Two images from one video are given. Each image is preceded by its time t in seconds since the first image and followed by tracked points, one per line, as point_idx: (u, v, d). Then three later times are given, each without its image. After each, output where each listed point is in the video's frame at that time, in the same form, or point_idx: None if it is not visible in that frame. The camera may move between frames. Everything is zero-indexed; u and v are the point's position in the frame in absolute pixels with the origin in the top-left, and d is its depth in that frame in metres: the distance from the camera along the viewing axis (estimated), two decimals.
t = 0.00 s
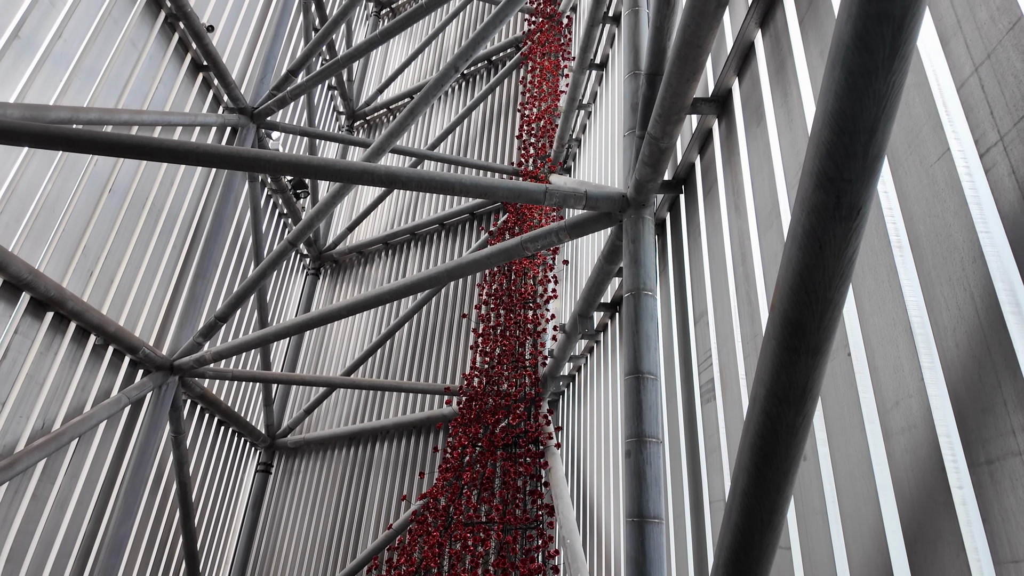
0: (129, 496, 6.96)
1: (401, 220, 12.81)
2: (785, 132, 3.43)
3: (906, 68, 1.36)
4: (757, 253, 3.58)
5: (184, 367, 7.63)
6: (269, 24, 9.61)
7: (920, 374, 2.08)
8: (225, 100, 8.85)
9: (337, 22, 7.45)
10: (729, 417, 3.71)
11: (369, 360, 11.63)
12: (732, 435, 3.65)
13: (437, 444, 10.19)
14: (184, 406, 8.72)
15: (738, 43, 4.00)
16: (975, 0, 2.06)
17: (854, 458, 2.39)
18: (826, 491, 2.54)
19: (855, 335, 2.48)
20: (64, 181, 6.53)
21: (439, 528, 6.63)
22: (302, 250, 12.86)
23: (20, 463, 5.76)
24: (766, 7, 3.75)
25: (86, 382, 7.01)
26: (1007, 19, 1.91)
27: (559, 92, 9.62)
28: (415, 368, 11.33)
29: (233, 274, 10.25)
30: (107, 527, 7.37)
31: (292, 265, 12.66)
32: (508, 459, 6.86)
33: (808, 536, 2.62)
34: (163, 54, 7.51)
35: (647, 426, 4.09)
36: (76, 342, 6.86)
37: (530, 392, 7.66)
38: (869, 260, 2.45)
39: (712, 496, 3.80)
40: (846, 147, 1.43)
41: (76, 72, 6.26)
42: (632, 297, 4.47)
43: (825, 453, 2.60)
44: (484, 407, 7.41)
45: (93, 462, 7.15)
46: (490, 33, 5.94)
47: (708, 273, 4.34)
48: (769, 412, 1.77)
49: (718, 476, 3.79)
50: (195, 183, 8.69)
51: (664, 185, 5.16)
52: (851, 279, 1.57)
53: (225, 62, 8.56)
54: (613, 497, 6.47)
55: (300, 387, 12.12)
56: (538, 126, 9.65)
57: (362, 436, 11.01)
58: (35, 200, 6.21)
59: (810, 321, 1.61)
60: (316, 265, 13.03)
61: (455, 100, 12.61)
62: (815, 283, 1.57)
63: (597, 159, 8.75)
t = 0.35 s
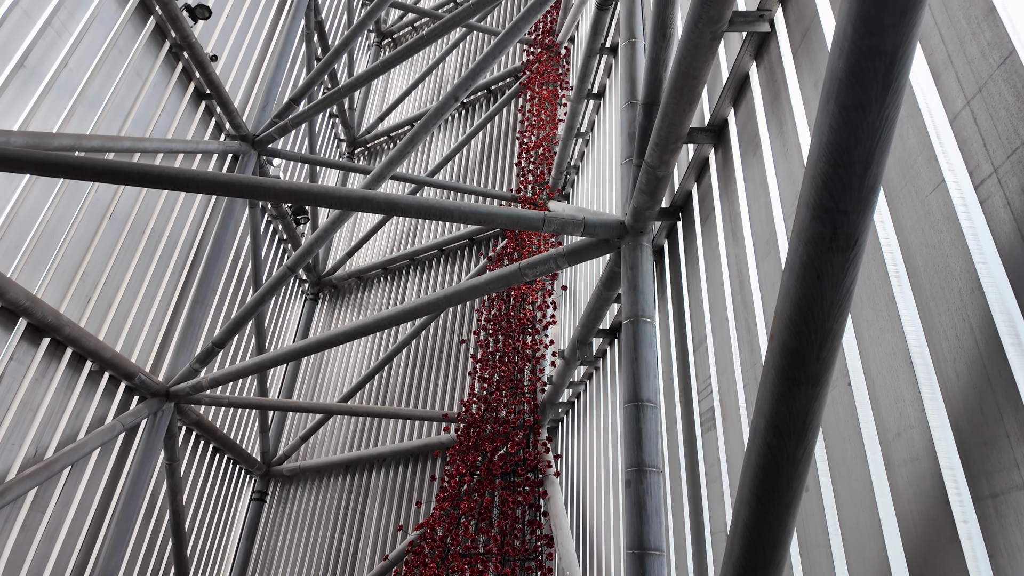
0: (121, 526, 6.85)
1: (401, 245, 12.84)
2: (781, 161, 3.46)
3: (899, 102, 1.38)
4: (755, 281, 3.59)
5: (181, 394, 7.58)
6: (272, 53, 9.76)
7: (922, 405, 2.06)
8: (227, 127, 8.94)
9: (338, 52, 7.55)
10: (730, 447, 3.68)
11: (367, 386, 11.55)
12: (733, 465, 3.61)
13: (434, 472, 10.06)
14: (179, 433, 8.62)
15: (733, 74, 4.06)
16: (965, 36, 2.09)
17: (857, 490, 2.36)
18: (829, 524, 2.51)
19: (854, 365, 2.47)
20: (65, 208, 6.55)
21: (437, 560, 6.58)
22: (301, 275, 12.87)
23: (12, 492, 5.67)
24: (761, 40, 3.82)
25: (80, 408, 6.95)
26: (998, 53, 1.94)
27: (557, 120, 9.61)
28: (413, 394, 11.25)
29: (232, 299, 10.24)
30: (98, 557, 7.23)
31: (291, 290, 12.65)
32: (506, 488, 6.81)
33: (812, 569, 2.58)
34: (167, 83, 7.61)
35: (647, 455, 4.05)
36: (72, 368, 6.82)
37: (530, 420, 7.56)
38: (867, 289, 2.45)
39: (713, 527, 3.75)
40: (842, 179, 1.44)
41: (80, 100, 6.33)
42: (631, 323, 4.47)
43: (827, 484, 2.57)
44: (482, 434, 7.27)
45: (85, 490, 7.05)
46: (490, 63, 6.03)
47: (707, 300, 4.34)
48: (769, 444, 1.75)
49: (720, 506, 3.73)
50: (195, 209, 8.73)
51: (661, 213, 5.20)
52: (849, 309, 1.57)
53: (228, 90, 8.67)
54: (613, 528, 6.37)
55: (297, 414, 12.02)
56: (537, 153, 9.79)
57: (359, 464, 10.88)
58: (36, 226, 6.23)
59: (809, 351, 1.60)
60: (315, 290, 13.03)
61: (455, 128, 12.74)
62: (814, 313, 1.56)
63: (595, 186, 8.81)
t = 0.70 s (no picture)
0: (113, 554, 6.73)
1: (400, 269, 12.85)
2: (779, 189, 3.48)
3: (894, 134, 1.40)
4: (755, 307, 3.58)
5: (176, 419, 7.51)
6: (274, 80, 9.88)
7: (924, 435, 2.05)
8: (229, 153, 9.02)
9: (340, 79, 7.64)
10: (732, 475, 3.63)
11: (364, 411, 11.46)
12: (734, 494, 3.56)
13: (432, 499, 9.93)
14: (174, 459, 8.52)
15: (729, 103, 4.11)
16: (957, 68, 2.13)
17: (860, 521, 2.33)
18: (833, 556, 2.48)
19: (856, 393, 2.46)
20: (65, 232, 6.57)
21: None
22: (301, 299, 12.85)
23: (3, 519, 5.59)
24: (756, 70, 3.87)
25: (75, 434, 6.88)
26: (991, 86, 1.97)
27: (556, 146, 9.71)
28: (411, 420, 11.16)
29: (230, 323, 10.22)
30: None
31: (289, 314, 12.63)
32: (505, 516, 6.70)
33: None
34: (170, 109, 7.69)
35: (648, 483, 4.00)
36: (68, 393, 6.77)
37: (529, 446, 7.54)
38: (867, 318, 2.45)
39: (715, 557, 3.69)
40: (839, 209, 1.45)
41: (84, 126, 6.40)
42: (630, 348, 4.45)
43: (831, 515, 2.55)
44: (481, 460, 7.23)
45: (78, 518, 6.95)
46: (489, 90, 6.10)
47: (707, 326, 4.33)
48: (771, 474, 1.73)
49: (722, 535, 3.68)
50: (195, 233, 8.75)
51: (660, 238, 5.22)
52: (849, 339, 1.56)
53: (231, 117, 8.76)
54: (614, 557, 6.27)
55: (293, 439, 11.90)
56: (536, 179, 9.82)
57: (355, 490, 10.74)
58: (36, 250, 6.23)
59: (810, 380, 1.59)
60: (314, 314, 13.02)
61: (455, 154, 12.86)
62: (814, 342, 1.56)
63: (594, 211, 8.86)
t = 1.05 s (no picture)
0: None
1: (400, 293, 12.85)
2: (776, 216, 3.50)
3: (888, 165, 1.42)
4: (755, 333, 3.57)
5: (172, 445, 7.44)
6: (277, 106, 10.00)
7: (926, 465, 2.03)
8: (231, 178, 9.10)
9: (341, 106, 7.72)
10: (734, 503, 3.58)
11: (362, 436, 11.36)
12: (737, 523, 3.50)
13: (430, 526, 9.79)
14: (169, 485, 8.42)
15: (726, 131, 4.16)
16: (950, 100, 2.16)
17: (865, 552, 2.30)
18: None
19: (857, 422, 2.45)
20: (65, 257, 6.58)
21: None
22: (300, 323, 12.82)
23: None
24: (752, 99, 3.92)
25: (70, 460, 6.81)
26: (983, 117, 1.99)
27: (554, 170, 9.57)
28: (409, 445, 11.05)
29: (228, 348, 10.18)
30: None
31: (288, 339, 12.60)
32: (503, 544, 6.60)
33: None
34: (173, 134, 7.77)
35: (649, 512, 3.95)
36: (64, 418, 6.71)
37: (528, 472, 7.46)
38: (866, 346, 2.45)
39: None
40: (836, 239, 1.46)
41: (87, 152, 6.45)
42: (630, 374, 4.43)
43: (834, 545, 2.51)
44: (480, 487, 7.17)
45: (70, 547, 6.84)
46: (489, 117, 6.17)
47: (706, 352, 4.31)
48: (773, 506, 1.70)
49: (724, 565, 3.62)
50: (196, 256, 8.77)
51: (659, 264, 5.23)
52: (848, 369, 1.56)
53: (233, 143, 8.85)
54: None
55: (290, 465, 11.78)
56: (535, 204, 9.42)
57: (352, 517, 10.58)
58: (35, 275, 6.24)
59: (810, 410, 1.58)
60: (312, 338, 12.99)
61: (456, 179, 12.95)
62: (813, 372, 1.55)
63: (593, 236, 8.89)
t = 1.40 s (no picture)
0: None
1: (399, 316, 12.83)
2: (774, 240, 3.51)
3: (885, 191, 1.42)
4: (755, 358, 3.56)
5: (167, 469, 7.36)
6: (278, 131, 10.10)
7: (930, 493, 2.01)
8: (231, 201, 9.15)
9: (343, 130, 7.79)
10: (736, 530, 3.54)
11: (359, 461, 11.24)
12: (739, 550, 3.45)
13: (428, 553, 9.64)
14: (163, 511, 8.30)
15: (723, 156, 4.19)
16: (944, 127, 2.18)
17: None
18: None
19: (859, 449, 2.43)
20: (64, 279, 6.58)
21: None
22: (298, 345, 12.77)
23: None
24: (749, 125, 3.97)
25: (63, 485, 6.73)
26: (977, 145, 2.01)
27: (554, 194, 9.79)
28: (407, 469, 10.95)
29: (226, 371, 10.13)
30: None
31: (286, 362, 12.55)
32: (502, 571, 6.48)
33: None
34: (175, 158, 7.82)
35: (650, 539, 3.90)
36: (58, 442, 6.65)
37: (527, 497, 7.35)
38: (867, 372, 2.44)
39: None
40: (834, 265, 1.46)
41: (89, 175, 6.49)
42: (630, 398, 4.40)
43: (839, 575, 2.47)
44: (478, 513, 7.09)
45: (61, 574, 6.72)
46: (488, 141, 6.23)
47: (706, 377, 4.29)
48: (776, 535, 1.68)
49: None
50: (195, 279, 8.76)
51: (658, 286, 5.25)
52: (849, 396, 1.55)
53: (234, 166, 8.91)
54: None
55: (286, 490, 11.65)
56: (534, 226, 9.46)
57: (349, 544, 10.42)
58: (34, 297, 6.22)
59: (812, 437, 1.57)
60: (311, 360, 12.94)
61: (456, 202, 13.03)
62: (814, 398, 1.54)
63: (592, 258, 8.91)
